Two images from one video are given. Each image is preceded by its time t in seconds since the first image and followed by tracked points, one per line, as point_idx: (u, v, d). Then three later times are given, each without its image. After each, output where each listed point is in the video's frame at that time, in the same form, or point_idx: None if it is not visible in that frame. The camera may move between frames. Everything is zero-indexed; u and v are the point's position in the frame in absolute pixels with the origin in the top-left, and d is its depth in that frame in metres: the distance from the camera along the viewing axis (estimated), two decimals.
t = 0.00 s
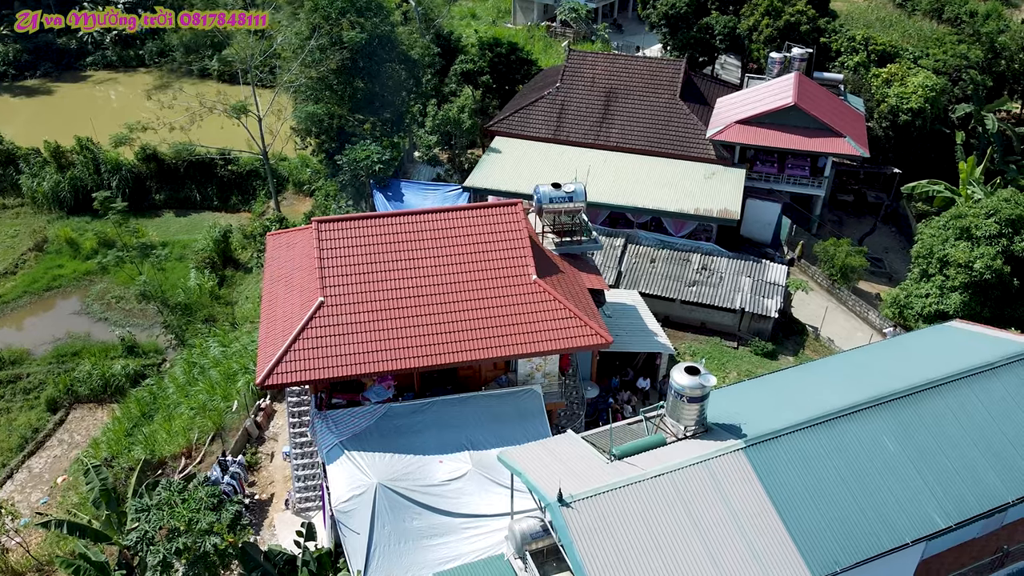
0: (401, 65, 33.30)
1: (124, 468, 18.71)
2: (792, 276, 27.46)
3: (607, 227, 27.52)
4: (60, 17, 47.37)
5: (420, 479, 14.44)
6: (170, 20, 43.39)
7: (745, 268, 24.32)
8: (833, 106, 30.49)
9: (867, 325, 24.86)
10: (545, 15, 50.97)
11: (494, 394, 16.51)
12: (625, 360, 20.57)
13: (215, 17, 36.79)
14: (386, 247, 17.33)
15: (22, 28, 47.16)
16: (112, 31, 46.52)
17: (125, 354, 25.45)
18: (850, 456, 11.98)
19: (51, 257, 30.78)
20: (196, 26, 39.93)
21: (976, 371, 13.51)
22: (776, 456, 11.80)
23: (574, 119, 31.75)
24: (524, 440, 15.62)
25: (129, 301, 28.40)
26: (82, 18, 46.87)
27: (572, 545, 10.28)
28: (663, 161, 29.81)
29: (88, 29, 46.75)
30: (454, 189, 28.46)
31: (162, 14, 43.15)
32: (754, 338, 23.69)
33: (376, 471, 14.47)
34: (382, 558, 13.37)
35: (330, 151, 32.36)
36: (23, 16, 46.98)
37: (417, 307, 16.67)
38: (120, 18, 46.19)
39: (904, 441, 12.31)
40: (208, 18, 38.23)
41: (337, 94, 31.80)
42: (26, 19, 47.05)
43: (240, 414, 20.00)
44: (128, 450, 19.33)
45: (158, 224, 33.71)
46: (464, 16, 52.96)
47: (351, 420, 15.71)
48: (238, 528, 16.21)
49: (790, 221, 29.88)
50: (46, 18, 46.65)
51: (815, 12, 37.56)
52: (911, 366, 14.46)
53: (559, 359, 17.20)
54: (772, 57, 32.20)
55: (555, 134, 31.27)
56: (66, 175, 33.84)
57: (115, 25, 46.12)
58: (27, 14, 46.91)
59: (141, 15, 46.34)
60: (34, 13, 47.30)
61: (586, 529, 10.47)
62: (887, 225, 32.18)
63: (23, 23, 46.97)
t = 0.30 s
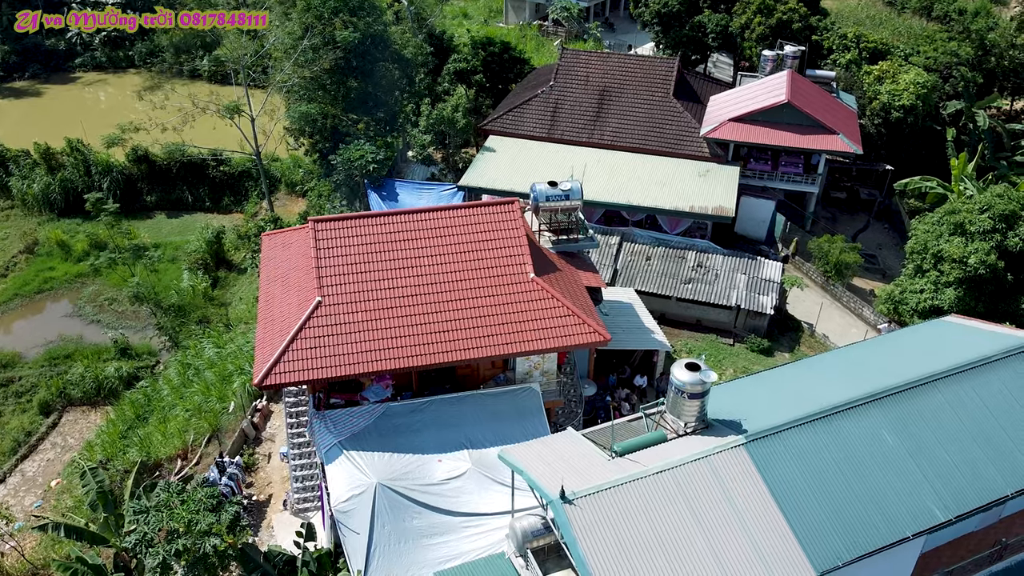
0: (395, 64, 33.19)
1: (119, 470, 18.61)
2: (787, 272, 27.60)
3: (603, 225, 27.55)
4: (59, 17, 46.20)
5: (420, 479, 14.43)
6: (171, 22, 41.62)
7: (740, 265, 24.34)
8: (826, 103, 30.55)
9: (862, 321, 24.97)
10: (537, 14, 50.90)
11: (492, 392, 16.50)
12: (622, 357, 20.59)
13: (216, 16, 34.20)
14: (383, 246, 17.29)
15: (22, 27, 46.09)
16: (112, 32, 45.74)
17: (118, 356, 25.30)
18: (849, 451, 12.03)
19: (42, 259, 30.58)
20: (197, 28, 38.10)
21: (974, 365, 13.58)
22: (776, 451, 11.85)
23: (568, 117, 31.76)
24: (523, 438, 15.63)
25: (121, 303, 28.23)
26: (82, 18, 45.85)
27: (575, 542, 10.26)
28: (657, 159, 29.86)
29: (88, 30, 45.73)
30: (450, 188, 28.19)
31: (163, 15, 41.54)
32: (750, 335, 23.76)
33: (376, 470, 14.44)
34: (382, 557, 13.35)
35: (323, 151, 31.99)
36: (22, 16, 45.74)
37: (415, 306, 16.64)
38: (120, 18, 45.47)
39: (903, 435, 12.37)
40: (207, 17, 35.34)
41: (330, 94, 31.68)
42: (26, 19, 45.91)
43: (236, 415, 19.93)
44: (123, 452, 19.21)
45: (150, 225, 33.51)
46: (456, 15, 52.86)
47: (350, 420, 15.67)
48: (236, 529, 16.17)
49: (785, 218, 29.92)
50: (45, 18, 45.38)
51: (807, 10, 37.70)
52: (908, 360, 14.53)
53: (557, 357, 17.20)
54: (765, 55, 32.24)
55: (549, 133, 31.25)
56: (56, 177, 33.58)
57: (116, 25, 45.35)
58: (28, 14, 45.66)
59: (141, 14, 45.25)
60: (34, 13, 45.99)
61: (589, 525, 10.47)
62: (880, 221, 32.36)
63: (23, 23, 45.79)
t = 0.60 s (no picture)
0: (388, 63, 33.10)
1: (114, 473, 18.49)
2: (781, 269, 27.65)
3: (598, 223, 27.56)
4: (60, 17, 46.17)
5: (420, 477, 14.40)
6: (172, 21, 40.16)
7: (735, 262, 24.43)
8: (819, 100, 30.70)
9: (857, 317, 25.02)
10: (529, 12, 50.91)
11: (490, 390, 16.49)
12: (618, 355, 20.61)
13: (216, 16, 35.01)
14: (380, 244, 17.25)
15: (22, 27, 45.87)
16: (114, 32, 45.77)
17: (111, 358, 25.15)
18: (849, 445, 12.07)
19: (33, 262, 30.38)
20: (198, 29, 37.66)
21: (971, 359, 13.67)
22: (777, 446, 11.88)
23: (562, 115, 31.74)
24: (522, 436, 15.62)
25: (114, 305, 28.06)
26: (81, 18, 45.33)
27: (578, 539, 10.24)
28: (651, 157, 29.89)
29: (88, 30, 45.35)
30: (444, 187, 28.19)
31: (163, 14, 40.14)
32: (746, 331, 23.81)
33: (376, 470, 14.41)
34: (382, 556, 13.29)
35: (318, 150, 32.10)
36: (23, 16, 45.53)
37: (413, 304, 16.60)
38: (121, 18, 45.48)
39: (902, 429, 12.43)
40: (207, 17, 35.79)
41: (322, 93, 31.61)
42: (26, 20, 45.69)
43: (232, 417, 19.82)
44: (118, 455, 19.09)
45: (141, 227, 33.32)
46: (448, 15, 52.84)
47: (348, 419, 15.62)
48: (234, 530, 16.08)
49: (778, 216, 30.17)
50: (46, 18, 45.56)
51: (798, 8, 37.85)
52: (905, 355, 14.60)
53: (555, 355, 17.21)
54: (758, 52, 32.39)
55: (543, 132, 31.20)
56: (46, 179, 33.35)
57: (117, 25, 45.38)
58: (28, 14, 45.44)
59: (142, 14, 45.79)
60: (35, 13, 45.86)
61: (592, 522, 10.46)
62: (872, 218, 32.45)
63: (24, 23, 45.57)
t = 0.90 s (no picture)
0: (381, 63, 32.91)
1: (110, 475, 18.37)
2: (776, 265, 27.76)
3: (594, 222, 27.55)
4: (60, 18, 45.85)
5: (420, 477, 14.38)
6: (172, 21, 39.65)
7: (730, 259, 24.51)
8: (812, 98, 30.81)
9: (851, 313, 25.19)
10: (521, 11, 50.91)
11: (489, 389, 16.49)
12: (615, 353, 20.62)
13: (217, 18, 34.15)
14: (377, 244, 17.21)
15: (21, 28, 45.42)
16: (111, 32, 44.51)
17: (104, 361, 25.00)
18: (849, 440, 12.11)
19: (24, 264, 30.16)
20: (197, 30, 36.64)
21: (969, 353, 13.74)
22: (778, 442, 11.91)
23: (556, 114, 31.74)
24: (521, 434, 15.62)
25: (106, 306, 27.90)
26: (81, 17, 44.96)
27: (582, 536, 10.25)
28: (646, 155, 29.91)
29: (88, 30, 44.98)
30: (439, 186, 28.17)
31: (164, 15, 39.67)
32: (742, 329, 23.88)
33: (375, 469, 14.38)
34: (383, 556, 13.25)
35: (311, 150, 31.98)
36: (23, 16, 45.18)
37: (411, 303, 16.57)
38: (121, 18, 44.39)
39: (901, 424, 12.49)
40: (207, 17, 34.53)
41: (316, 93, 31.51)
42: (25, 19, 45.31)
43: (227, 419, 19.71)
44: (113, 457, 18.97)
45: (133, 228, 33.12)
46: (440, 14, 52.78)
47: (347, 419, 15.58)
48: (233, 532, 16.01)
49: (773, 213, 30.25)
50: (46, 18, 45.32)
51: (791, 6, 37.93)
52: (903, 350, 14.67)
53: (553, 353, 17.23)
54: (751, 50, 32.44)
55: (537, 130, 31.19)
56: (37, 181, 33.13)
57: (116, 25, 44.24)
58: (28, 14, 45.14)
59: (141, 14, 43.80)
60: (34, 12, 45.54)
61: (595, 519, 10.46)
62: (866, 215, 32.58)
63: (23, 23, 45.20)
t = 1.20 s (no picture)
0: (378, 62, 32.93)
1: (109, 477, 18.30)
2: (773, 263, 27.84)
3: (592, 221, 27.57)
4: (60, 18, 45.30)
5: (422, 476, 14.37)
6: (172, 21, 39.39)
7: (729, 257, 24.55)
8: (808, 96, 30.85)
9: (849, 310, 25.30)
10: (515, 11, 50.92)
11: (490, 388, 16.50)
12: (615, 351, 20.66)
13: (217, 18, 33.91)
14: (377, 243, 17.19)
15: (22, 27, 45.83)
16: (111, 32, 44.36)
17: (100, 362, 24.91)
18: (852, 436, 12.16)
19: (18, 266, 30.03)
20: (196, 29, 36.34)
21: (969, 349, 13.81)
22: (781, 439, 11.95)
23: (553, 113, 31.74)
24: (523, 432, 15.64)
25: (102, 308, 27.78)
26: (81, 17, 44.93)
27: (587, 534, 10.26)
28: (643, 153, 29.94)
29: (88, 30, 44.91)
30: (436, 186, 28.17)
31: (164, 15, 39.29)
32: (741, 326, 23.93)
33: (378, 469, 14.36)
34: (386, 555, 13.23)
35: (308, 150, 31.94)
36: (22, 15, 45.62)
37: (412, 302, 16.56)
38: (120, 18, 44.19)
39: (903, 420, 12.54)
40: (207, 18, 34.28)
41: (312, 93, 31.49)
42: (26, 19, 45.71)
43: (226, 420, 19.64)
44: (111, 459, 18.89)
45: (128, 229, 32.99)
46: (434, 14, 52.73)
47: (348, 419, 15.57)
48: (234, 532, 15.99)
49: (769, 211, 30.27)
50: (46, 18, 45.23)
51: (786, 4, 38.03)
52: (903, 346, 14.73)
53: (554, 351, 17.25)
54: (747, 49, 32.42)
55: (534, 129, 31.19)
56: (31, 182, 32.99)
57: (116, 25, 44.05)
58: (28, 13, 45.59)
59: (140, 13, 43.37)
60: (35, 13, 45.92)
61: (600, 517, 10.48)
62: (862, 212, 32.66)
63: (23, 23, 45.59)
